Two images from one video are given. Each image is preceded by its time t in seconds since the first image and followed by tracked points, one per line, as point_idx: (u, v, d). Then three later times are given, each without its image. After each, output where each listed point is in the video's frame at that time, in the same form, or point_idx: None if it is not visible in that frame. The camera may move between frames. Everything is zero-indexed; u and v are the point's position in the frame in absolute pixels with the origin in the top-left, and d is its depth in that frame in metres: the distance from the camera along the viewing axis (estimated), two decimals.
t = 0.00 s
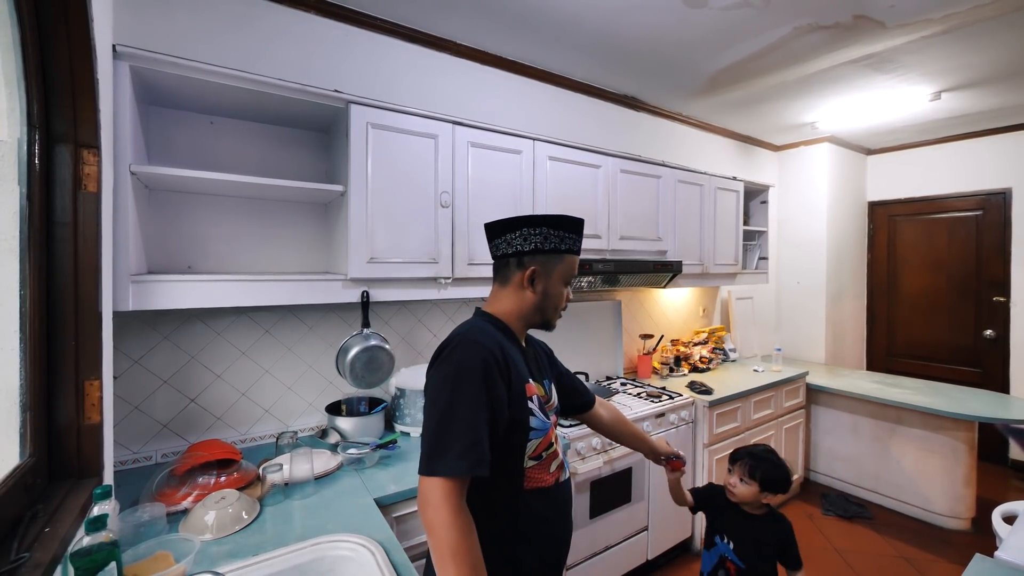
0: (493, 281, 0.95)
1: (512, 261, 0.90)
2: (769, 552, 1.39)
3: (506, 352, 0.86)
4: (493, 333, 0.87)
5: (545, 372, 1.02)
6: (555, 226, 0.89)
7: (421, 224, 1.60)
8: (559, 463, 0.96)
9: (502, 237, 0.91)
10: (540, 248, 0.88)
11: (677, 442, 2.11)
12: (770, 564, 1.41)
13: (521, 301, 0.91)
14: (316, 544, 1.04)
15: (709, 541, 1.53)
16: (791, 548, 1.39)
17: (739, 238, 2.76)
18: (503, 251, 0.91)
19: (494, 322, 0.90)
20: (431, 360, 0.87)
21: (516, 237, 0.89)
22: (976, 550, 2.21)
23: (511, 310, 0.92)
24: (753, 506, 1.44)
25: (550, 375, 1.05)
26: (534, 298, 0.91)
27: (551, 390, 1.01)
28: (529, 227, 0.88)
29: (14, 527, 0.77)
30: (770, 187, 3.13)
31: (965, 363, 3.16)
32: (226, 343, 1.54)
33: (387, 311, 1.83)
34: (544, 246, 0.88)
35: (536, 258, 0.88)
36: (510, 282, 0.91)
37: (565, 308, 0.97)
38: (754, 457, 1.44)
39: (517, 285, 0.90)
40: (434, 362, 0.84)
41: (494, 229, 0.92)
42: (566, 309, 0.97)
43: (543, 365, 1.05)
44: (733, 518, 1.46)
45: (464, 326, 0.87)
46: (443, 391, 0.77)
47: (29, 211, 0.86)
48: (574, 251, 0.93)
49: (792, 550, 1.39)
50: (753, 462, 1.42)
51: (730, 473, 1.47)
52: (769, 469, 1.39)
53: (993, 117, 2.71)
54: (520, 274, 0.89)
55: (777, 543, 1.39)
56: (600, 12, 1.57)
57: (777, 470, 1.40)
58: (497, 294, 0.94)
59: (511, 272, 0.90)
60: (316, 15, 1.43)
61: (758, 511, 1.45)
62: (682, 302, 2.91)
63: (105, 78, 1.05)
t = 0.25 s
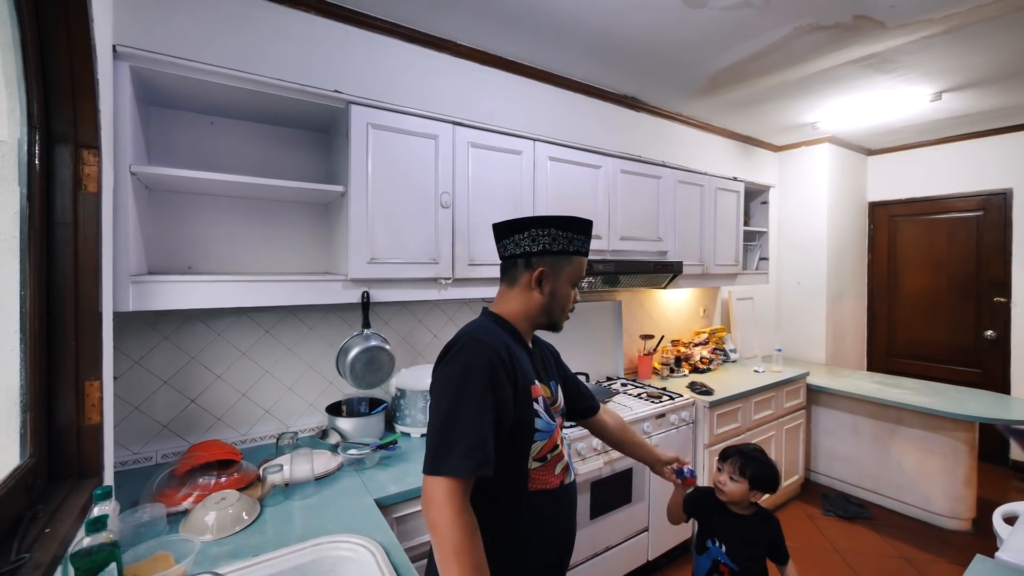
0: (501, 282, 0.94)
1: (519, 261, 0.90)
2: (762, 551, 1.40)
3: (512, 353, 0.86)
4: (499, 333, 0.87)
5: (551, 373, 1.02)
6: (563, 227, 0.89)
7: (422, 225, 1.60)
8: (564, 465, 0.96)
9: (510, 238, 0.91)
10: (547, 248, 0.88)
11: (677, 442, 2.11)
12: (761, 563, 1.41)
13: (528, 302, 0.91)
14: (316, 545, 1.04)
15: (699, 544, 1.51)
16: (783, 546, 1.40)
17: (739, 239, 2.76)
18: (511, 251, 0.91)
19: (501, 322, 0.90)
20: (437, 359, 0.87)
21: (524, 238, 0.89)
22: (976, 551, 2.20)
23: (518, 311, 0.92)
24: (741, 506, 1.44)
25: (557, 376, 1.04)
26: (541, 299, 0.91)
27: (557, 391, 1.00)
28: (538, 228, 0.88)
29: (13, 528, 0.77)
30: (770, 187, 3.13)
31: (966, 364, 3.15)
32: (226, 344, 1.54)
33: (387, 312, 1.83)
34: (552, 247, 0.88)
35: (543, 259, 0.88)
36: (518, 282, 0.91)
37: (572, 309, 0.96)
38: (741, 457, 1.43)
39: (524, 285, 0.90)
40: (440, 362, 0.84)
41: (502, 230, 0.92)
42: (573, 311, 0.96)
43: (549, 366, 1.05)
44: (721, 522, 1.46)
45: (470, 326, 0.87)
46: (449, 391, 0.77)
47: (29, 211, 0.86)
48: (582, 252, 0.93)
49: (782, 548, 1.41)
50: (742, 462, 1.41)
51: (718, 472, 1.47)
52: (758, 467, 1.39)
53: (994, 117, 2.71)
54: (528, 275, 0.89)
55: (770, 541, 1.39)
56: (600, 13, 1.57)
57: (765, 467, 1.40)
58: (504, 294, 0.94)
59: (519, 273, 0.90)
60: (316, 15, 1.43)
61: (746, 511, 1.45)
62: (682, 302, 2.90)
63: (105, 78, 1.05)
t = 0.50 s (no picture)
0: (506, 282, 0.94)
1: (525, 261, 0.90)
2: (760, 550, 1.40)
3: (516, 355, 0.86)
4: (504, 334, 0.87)
5: (555, 375, 1.02)
6: (570, 227, 0.89)
7: (422, 225, 1.60)
8: (568, 467, 0.95)
9: (517, 238, 0.91)
10: (555, 248, 0.88)
11: (677, 442, 2.11)
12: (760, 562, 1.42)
13: (533, 303, 0.91)
14: (317, 545, 1.04)
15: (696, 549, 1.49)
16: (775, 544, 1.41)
17: (739, 238, 2.76)
18: (518, 251, 0.91)
19: (505, 322, 0.90)
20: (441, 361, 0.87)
21: (531, 238, 0.89)
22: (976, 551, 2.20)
23: (523, 311, 0.92)
24: (737, 507, 1.45)
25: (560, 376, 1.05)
26: (547, 299, 0.91)
27: (560, 393, 1.01)
28: (544, 228, 0.88)
29: (13, 528, 0.77)
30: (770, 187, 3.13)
31: (966, 364, 3.15)
32: (226, 344, 1.54)
33: (387, 312, 1.83)
34: (558, 247, 0.88)
35: (549, 259, 0.88)
36: (523, 282, 0.91)
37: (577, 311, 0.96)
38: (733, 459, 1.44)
39: (530, 286, 0.90)
40: (444, 364, 0.84)
41: (508, 229, 0.92)
42: (579, 312, 0.96)
43: (553, 367, 1.05)
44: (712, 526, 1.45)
45: (474, 328, 0.86)
46: (452, 395, 0.77)
47: (29, 211, 0.86)
48: (588, 253, 0.93)
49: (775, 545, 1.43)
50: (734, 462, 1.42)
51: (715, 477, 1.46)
52: (754, 466, 1.41)
53: (994, 117, 2.71)
54: (534, 275, 0.89)
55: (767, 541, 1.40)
56: (600, 13, 1.57)
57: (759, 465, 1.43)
58: (509, 294, 0.94)
59: (525, 273, 0.90)
60: (316, 15, 1.43)
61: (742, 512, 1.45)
62: (682, 302, 2.90)
63: (105, 78, 1.05)
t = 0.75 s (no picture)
0: (511, 283, 0.94)
1: (532, 262, 0.90)
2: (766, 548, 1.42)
3: (518, 358, 0.85)
4: (508, 335, 0.87)
5: (559, 377, 1.02)
6: (578, 229, 0.89)
7: (422, 225, 1.60)
8: (568, 472, 0.94)
9: (524, 238, 0.91)
10: (563, 249, 0.88)
11: (678, 442, 2.11)
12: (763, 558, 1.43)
13: (538, 304, 0.91)
14: (316, 545, 1.04)
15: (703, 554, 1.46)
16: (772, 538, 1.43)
17: (739, 238, 2.75)
18: (524, 251, 0.91)
19: (509, 323, 0.90)
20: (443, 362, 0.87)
21: (538, 238, 0.89)
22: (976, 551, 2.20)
23: (528, 312, 0.92)
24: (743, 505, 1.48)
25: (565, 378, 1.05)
26: (552, 301, 0.90)
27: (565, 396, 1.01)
28: (552, 229, 0.88)
29: (13, 528, 0.77)
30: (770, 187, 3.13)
31: (966, 364, 3.15)
32: (226, 344, 1.54)
33: (388, 312, 1.83)
34: (565, 249, 0.88)
35: (556, 261, 0.88)
36: (529, 284, 0.91)
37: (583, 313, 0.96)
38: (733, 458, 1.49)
39: (535, 287, 0.90)
40: (445, 366, 0.84)
41: (516, 228, 0.93)
42: (585, 314, 0.96)
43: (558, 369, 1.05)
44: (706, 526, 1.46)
45: (476, 330, 0.86)
46: (452, 398, 0.77)
47: (29, 211, 0.86)
48: (596, 255, 0.93)
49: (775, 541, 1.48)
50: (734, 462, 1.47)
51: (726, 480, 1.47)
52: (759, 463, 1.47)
53: (994, 117, 2.71)
54: (540, 277, 0.89)
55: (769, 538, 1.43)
56: (600, 13, 1.57)
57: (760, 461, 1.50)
58: (514, 295, 0.94)
59: (531, 274, 0.90)
60: (316, 16, 1.43)
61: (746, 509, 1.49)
62: (682, 302, 2.90)
63: (105, 78, 1.05)
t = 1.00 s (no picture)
0: (511, 284, 0.94)
1: (531, 262, 0.90)
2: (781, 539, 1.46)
3: (518, 368, 0.85)
4: (508, 344, 0.86)
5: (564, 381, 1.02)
6: (578, 228, 0.89)
7: (422, 225, 1.60)
8: (572, 480, 0.95)
9: (524, 237, 0.92)
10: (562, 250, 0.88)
11: (678, 442, 2.11)
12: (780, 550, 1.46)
13: (538, 306, 0.91)
14: (316, 545, 1.04)
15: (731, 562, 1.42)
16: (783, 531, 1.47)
17: (739, 238, 2.75)
18: (523, 251, 0.92)
19: (508, 325, 0.90)
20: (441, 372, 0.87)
21: (537, 238, 0.90)
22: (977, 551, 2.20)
23: (527, 314, 0.92)
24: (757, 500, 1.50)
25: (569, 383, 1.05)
26: (552, 303, 0.90)
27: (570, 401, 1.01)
28: (551, 229, 0.89)
29: (14, 528, 0.77)
30: (770, 187, 3.13)
31: (966, 364, 3.15)
32: (226, 344, 1.54)
33: (388, 312, 1.83)
34: (565, 248, 0.88)
35: (555, 261, 0.88)
36: (528, 285, 0.91)
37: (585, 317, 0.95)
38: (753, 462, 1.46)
39: (535, 289, 0.90)
40: (443, 377, 0.84)
41: (516, 227, 0.93)
42: (586, 316, 0.96)
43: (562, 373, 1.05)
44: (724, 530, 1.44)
45: (475, 339, 0.86)
46: (450, 411, 0.77)
47: (29, 211, 0.86)
48: (597, 255, 0.93)
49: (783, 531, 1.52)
50: (755, 466, 1.45)
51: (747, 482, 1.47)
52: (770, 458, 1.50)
53: (994, 117, 2.71)
54: (539, 278, 0.89)
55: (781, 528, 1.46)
56: (600, 13, 1.57)
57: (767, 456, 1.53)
58: (513, 297, 0.94)
59: (530, 275, 0.90)
60: (316, 16, 1.43)
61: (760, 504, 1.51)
62: (682, 302, 2.90)
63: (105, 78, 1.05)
